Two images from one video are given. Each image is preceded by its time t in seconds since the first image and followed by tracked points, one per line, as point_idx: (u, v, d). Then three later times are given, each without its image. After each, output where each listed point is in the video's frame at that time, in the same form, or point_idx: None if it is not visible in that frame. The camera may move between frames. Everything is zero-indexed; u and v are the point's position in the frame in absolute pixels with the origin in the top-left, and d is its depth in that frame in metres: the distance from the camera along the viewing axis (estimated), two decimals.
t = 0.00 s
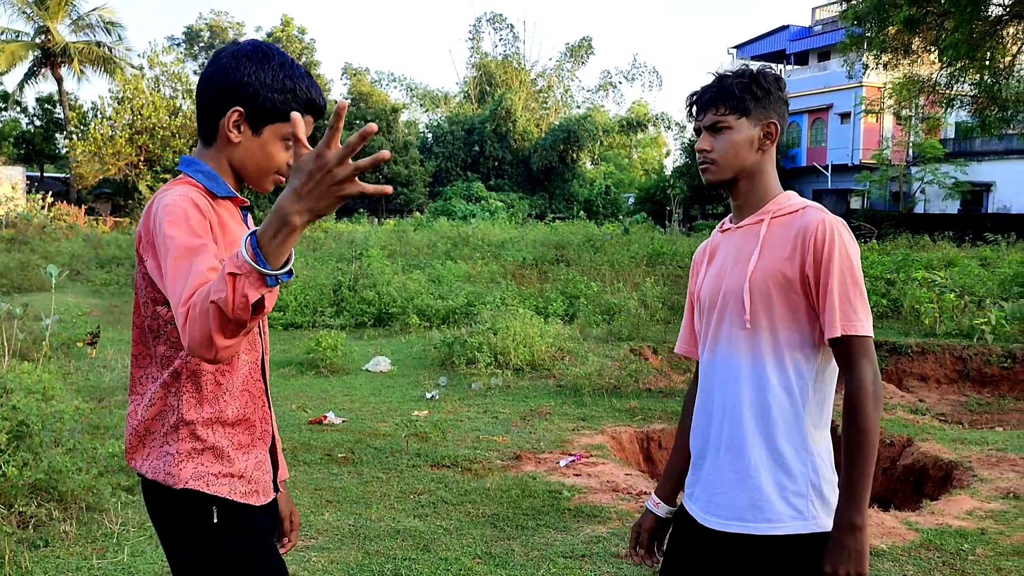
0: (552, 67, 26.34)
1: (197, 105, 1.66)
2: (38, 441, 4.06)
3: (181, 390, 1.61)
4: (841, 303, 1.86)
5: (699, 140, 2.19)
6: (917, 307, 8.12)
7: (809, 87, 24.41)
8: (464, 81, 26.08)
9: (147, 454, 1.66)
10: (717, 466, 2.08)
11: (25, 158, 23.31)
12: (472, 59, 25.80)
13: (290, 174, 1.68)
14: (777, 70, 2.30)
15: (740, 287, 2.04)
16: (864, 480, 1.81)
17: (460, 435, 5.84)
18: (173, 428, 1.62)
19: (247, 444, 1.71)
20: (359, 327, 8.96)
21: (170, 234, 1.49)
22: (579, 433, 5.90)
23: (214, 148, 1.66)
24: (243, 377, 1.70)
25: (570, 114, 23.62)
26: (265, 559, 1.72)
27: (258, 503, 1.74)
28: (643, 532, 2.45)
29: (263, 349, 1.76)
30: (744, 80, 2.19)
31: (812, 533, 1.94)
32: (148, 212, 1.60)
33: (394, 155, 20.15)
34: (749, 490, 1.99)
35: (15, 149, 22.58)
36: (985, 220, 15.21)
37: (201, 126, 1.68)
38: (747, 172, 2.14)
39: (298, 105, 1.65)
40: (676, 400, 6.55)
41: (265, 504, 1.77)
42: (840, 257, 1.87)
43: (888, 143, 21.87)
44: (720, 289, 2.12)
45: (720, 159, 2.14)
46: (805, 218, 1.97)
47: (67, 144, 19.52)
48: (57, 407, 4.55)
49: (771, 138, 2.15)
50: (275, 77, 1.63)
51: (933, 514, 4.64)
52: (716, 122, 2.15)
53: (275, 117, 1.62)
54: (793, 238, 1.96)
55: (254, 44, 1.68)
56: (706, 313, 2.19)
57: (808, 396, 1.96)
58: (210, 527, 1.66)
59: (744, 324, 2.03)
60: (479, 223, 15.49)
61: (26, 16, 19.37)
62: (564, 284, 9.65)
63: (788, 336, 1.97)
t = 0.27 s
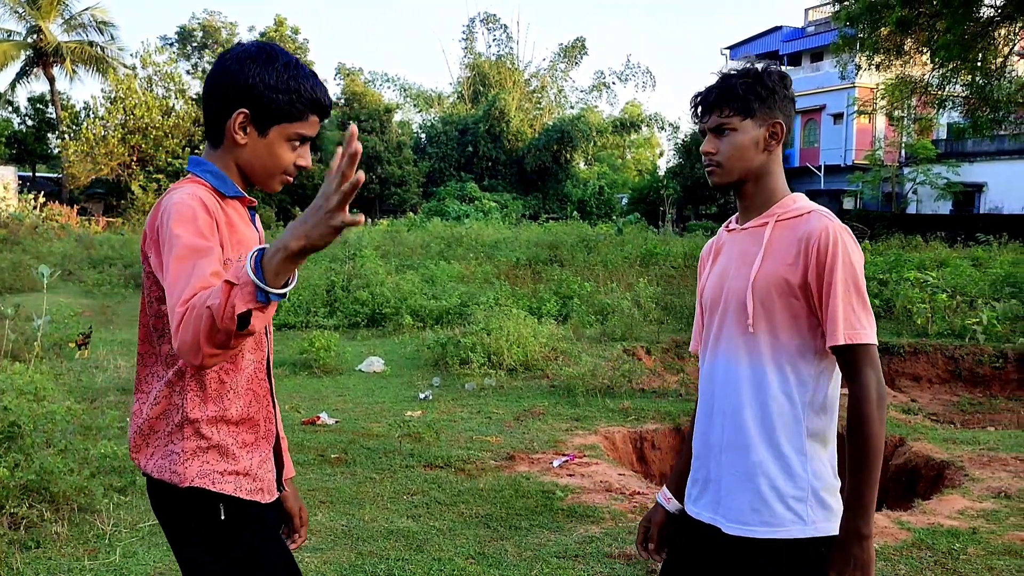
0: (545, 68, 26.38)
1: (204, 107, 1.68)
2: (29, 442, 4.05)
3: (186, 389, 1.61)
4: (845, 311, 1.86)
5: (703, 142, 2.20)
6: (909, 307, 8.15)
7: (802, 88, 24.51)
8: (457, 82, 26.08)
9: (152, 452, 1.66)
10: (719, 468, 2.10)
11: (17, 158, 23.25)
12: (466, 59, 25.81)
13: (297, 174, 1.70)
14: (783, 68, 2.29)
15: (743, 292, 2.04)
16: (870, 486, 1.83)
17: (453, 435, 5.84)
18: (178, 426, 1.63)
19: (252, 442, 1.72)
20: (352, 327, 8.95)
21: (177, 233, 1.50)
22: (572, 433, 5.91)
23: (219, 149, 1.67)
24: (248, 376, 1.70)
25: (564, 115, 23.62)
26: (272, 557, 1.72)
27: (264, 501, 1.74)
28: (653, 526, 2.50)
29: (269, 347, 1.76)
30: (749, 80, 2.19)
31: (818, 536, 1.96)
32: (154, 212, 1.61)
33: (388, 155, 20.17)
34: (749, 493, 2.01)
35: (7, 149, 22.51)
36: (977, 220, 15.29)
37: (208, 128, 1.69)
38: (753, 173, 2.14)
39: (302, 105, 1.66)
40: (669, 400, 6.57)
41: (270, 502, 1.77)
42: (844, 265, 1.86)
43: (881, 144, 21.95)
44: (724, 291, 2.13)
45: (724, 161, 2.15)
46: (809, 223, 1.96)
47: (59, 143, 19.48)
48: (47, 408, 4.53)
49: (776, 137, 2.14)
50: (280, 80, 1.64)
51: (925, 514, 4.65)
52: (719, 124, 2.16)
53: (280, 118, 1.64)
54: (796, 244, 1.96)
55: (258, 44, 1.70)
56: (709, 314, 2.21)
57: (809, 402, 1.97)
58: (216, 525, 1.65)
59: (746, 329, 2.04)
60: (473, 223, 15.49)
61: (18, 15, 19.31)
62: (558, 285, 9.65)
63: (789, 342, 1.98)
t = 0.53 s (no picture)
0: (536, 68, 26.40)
1: (213, 110, 1.72)
2: (16, 443, 4.04)
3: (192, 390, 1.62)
4: (843, 317, 1.86)
5: (704, 142, 2.19)
6: (897, 308, 8.19)
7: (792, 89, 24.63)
8: (448, 82, 26.05)
9: (157, 454, 1.66)
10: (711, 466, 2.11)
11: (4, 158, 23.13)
12: (457, 60, 25.82)
13: (303, 175, 1.76)
14: (786, 67, 2.26)
15: (741, 291, 2.05)
16: (852, 492, 1.85)
17: (444, 436, 5.83)
18: (184, 428, 1.63)
19: (259, 443, 1.73)
20: (342, 328, 8.92)
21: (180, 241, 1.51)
22: (562, 433, 5.91)
23: (228, 149, 1.71)
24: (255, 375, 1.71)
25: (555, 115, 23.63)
26: (278, 558, 1.73)
27: (270, 502, 1.75)
28: (651, 524, 2.50)
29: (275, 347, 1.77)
30: (751, 81, 2.18)
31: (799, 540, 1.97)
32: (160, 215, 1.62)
33: (379, 155, 20.19)
34: (739, 492, 2.02)
35: None
36: (965, 222, 15.38)
37: (216, 128, 1.73)
38: (753, 173, 2.13)
39: (309, 107, 1.72)
40: (659, 401, 6.58)
41: (277, 503, 1.79)
42: (844, 270, 1.87)
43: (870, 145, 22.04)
44: (722, 291, 2.13)
45: (724, 162, 2.15)
46: (812, 226, 1.96)
47: (48, 143, 19.39)
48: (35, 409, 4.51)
49: (775, 138, 2.12)
50: (287, 82, 1.69)
51: (913, 513, 4.67)
52: (719, 124, 2.15)
53: (288, 119, 1.69)
54: (798, 248, 1.96)
55: (267, 46, 1.74)
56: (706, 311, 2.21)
57: (805, 405, 1.98)
58: (223, 526, 1.65)
59: (743, 328, 2.04)
60: (464, 224, 15.50)
61: (6, 14, 19.21)
62: (548, 285, 9.66)
63: (786, 344, 1.99)
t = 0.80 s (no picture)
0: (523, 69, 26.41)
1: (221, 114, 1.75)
2: None
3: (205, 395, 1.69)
4: (826, 322, 1.88)
5: (699, 143, 2.19)
6: (882, 308, 8.25)
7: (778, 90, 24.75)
8: (434, 83, 26.02)
9: (169, 459, 1.73)
10: (696, 465, 2.11)
11: None
12: (444, 60, 25.80)
13: (312, 177, 1.80)
14: (783, 69, 2.24)
15: (729, 292, 2.06)
16: (833, 495, 1.84)
17: (430, 437, 5.83)
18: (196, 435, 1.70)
19: (269, 447, 1.80)
20: (328, 329, 8.90)
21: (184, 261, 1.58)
22: (549, 434, 5.92)
23: (237, 151, 1.75)
24: (267, 382, 1.78)
25: (541, 116, 23.67)
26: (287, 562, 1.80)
27: (278, 507, 1.82)
28: (633, 525, 2.50)
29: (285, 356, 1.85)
30: (746, 82, 2.16)
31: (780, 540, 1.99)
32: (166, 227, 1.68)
33: (365, 157, 20.19)
34: (723, 491, 2.03)
35: None
36: (948, 222, 15.46)
37: (225, 132, 1.77)
38: (746, 176, 2.13)
39: (318, 109, 1.75)
40: (645, 401, 6.60)
41: (285, 506, 1.86)
42: (830, 275, 1.88)
43: (855, 146, 22.17)
44: (710, 290, 2.14)
45: (716, 164, 2.14)
46: (801, 229, 1.97)
47: (31, 144, 19.23)
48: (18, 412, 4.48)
49: (769, 141, 2.11)
50: (296, 84, 1.73)
51: (897, 512, 4.70)
52: (713, 126, 2.14)
53: (298, 121, 1.73)
54: (785, 251, 1.97)
55: (276, 48, 1.77)
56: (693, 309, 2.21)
57: (790, 407, 1.99)
58: (232, 529, 1.73)
59: (730, 328, 2.05)
60: (451, 224, 15.48)
61: None
62: (534, 286, 9.67)
63: (772, 345, 2.00)
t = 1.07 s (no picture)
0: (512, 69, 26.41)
1: (229, 114, 1.76)
2: None
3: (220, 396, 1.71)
4: (815, 321, 1.88)
5: (687, 143, 2.19)
6: (868, 308, 8.30)
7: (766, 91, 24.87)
8: (423, 82, 25.98)
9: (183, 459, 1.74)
10: (685, 463, 2.12)
11: None
12: (432, 61, 25.78)
13: (322, 176, 1.81)
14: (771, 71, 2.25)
15: (717, 291, 2.06)
16: (818, 495, 1.85)
17: (419, 438, 5.82)
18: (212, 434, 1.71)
19: (283, 447, 1.82)
20: (317, 330, 8.89)
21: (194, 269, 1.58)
22: (537, 434, 5.93)
23: (247, 153, 1.76)
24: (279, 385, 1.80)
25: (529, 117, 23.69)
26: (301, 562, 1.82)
27: (291, 507, 1.84)
28: (627, 524, 2.51)
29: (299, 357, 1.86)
30: (734, 85, 2.16)
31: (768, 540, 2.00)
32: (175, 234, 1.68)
33: (353, 157, 20.16)
34: (712, 490, 2.03)
35: None
36: (934, 223, 15.54)
37: (234, 134, 1.78)
38: (734, 178, 2.14)
39: (327, 108, 1.76)
40: (633, 401, 6.62)
41: (298, 506, 1.88)
42: (818, 275, 1.88)
43: (842, 147, 22.29)
44: (699, 289, 2.14)
45: (703, 165, 2.15)
46: (789, 230, 1.97)
47: (16, 144, 19.08)
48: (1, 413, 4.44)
49: (756, 143, 2.12)
50: (305, 84, 1.73)
51: (883, 511, 4.73)
52: (701, 126, 2.14)
53: (308, 122, 1.73)
54: (774, 251, 1.97)
55: (283, 47, 1.77)
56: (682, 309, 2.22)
57: (779, 407, 2.00)
58: (245, 530, 1.75)
59: (718, 328, 2.05)
60: (439, 225, 15.46)
61: None
62: (523, 287, 9.68)
63: (760, 345, 2.00)
